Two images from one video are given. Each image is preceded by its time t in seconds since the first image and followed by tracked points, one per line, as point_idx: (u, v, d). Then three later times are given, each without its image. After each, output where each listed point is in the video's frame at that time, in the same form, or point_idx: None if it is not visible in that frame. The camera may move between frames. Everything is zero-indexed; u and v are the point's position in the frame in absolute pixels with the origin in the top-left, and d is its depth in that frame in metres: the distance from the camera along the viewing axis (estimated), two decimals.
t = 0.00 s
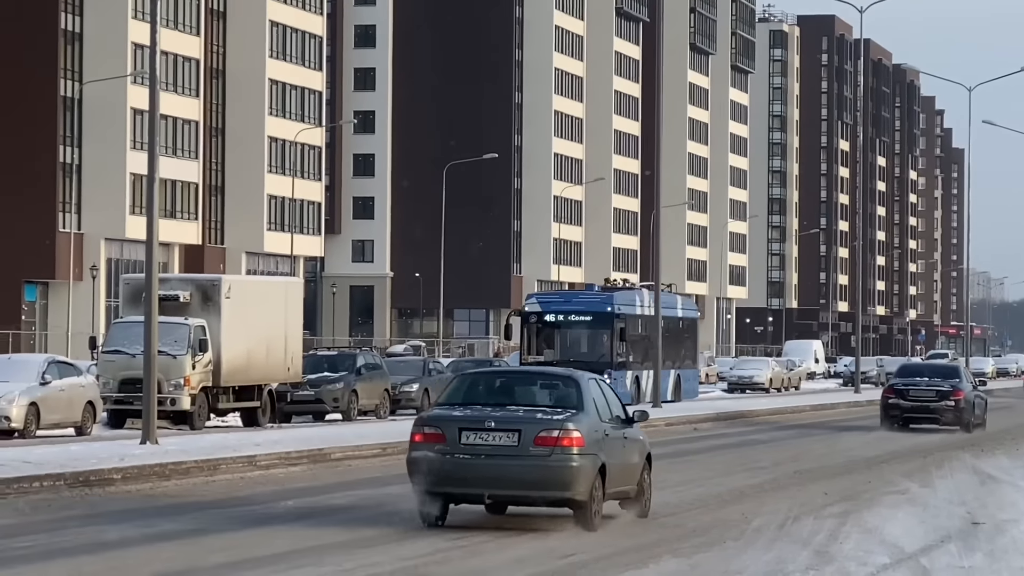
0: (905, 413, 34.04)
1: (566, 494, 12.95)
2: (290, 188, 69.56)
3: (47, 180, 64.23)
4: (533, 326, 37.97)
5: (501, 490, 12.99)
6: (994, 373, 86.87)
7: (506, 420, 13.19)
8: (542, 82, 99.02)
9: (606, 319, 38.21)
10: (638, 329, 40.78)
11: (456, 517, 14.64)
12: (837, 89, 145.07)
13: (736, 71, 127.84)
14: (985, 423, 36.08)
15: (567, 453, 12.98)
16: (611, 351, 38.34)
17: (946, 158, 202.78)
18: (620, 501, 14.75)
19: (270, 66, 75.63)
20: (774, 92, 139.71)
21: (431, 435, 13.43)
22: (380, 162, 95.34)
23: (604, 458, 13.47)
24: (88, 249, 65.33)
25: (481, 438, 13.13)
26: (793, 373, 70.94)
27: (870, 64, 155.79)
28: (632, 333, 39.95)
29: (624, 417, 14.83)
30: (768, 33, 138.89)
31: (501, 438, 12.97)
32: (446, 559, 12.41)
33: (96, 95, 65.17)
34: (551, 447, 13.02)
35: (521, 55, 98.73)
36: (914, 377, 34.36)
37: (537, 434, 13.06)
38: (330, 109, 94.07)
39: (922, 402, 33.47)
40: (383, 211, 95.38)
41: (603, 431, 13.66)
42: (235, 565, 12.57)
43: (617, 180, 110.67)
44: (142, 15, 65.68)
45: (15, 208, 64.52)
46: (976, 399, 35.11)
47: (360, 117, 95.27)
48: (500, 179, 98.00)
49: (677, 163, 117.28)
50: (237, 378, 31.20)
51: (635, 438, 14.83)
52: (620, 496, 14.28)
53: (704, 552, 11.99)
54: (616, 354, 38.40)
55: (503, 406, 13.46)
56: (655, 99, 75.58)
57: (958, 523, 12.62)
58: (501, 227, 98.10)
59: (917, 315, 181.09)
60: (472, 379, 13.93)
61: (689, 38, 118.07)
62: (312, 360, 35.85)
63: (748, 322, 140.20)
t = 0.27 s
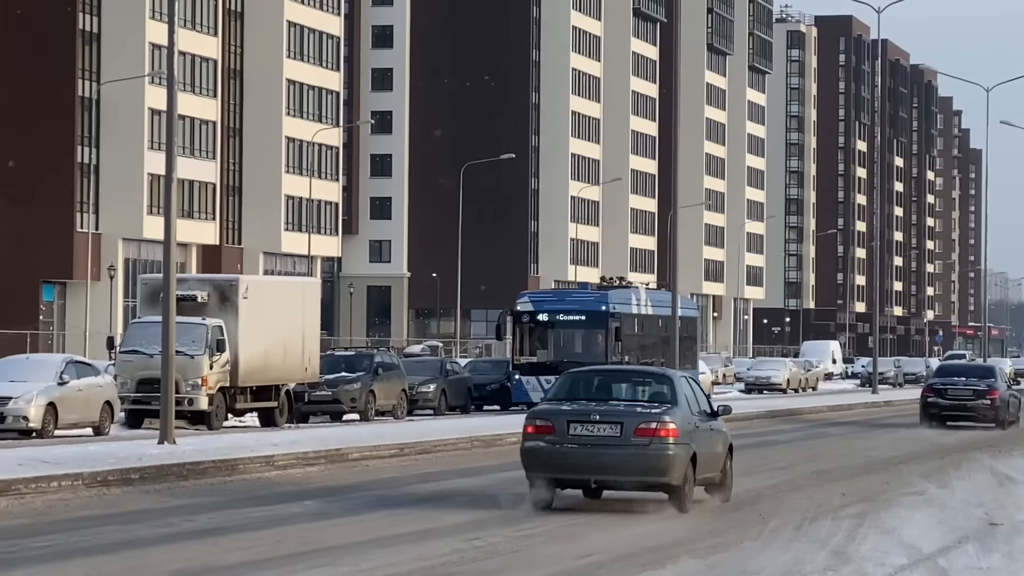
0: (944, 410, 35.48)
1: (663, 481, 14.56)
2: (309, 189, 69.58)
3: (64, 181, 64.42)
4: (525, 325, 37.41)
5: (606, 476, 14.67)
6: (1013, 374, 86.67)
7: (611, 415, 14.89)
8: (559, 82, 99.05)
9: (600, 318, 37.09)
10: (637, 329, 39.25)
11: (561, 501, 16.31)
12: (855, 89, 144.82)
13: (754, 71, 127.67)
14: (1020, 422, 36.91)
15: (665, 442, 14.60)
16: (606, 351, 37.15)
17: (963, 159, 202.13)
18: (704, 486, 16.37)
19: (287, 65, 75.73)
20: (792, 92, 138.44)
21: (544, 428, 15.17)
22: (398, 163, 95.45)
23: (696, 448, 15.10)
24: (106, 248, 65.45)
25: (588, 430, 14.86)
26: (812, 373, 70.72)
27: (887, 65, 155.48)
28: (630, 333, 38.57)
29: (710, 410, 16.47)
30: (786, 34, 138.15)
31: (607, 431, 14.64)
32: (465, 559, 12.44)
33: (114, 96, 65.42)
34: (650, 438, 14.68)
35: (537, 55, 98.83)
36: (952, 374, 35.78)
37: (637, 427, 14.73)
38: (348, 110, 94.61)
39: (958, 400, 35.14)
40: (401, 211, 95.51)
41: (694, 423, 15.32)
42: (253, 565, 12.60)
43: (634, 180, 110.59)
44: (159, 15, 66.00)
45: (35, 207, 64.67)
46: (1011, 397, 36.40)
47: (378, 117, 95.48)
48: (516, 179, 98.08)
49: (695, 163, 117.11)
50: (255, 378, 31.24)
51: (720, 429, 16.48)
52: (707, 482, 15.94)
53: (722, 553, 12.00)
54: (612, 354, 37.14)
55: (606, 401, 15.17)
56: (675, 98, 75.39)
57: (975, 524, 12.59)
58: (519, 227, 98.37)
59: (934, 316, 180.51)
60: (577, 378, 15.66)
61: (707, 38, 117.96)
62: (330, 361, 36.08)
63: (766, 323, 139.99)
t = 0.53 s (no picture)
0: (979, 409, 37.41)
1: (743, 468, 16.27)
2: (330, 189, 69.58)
3: (87, 183, 64.72)
4: (518, 325, 37.58)
5: (694, 464, 16.42)
6: None
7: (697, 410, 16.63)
8: (577, 86, 99.13)
9: (594, 318, 37.53)
10: (632, 328, 39.64)
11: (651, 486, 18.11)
12: (872, 93, 144.83)
13: (771, 74, 127.73)
14: None
15: (747, 436, 16.32)
16: (600, 352, 37.67)
17: (980, 161, 201.75)
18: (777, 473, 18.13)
19: (307, 68, 75.97)
20: (809, 95, 139.82)
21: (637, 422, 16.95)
22: (417, 164, 95.83)
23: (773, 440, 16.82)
24: (128, 250, 65.41)
25: (677, 424, 16.61)
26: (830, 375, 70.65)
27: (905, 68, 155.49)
28: (626, 331, 39.09)
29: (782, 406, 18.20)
30: (803, 37, 139.64)
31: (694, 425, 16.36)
32: (484, 559, 12.55)
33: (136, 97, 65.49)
34: (733, 431, 16.40)
35: (556, 58, 98.88)
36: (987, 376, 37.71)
37: (722, 420, 16.47)
38: (368, 112, 94.57)
39: (996, 399, 36.99)
40: (419, 212, 95.61)
41: (772, 417, 17.05)
42: (272, 565, 12.71)
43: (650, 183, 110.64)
44: (180, 18, 66.24)
45: (60, 206, 65.10)
46: None
47: (397, 120, 95.68)
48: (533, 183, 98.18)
49: (712, 165, 117.16)
50: (275, 379, 31.44)
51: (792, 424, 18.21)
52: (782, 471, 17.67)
53: (740, 553, 12.08)
54: (606, 354, 37.71)
55: (692, 398, 16.92)
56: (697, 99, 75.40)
57: (992, 524, 12.63)
58: (538, 229, 98.60)
59: (951, 318, 180.25)
60: (665, 377, 17.45)
61: (724, 40, 117.98)
62: (350, 361, 36.11)
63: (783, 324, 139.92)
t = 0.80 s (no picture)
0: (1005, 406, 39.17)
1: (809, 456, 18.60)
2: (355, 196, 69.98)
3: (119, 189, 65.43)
4: (511, 326, 37.39)
5: (765, 452, 18.78)
6: None
7: (767, 404, 19.00)
8: (597, 93, 99.79)
9: (587, 318, 37.29)
10: (626, 329, 39.41)
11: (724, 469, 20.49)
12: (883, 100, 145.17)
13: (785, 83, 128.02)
14: None
15: (811, 427, 18.75)
16: (593, 353, 37.38)
17: (988, 167, 201.82)
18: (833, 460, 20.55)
19: (333, 77, 76.62)
20: (821, 103, 139.12)
21: (714, 415, 19.28)
22: (440, 171, 96.40)
23: (834, 432, 19.17)
24: (158, 254, 66.67)
25: (750, 416, 18.97)
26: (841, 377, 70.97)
27: (915, 77, 155.84)
28: (620, 333, 38.86)
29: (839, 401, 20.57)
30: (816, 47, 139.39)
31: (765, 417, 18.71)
32: (505, 555, 12.90)
33: (167, 105, 66.47)
34: (800, 423, 18.82)
35: (574, 67, 99.41)
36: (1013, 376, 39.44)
37: (790, 413, 18.83)
38: (393, 120, 94.93)
39: (1020, 397, 38.73)
40: (442, 217, 96.42)
41: (832, 411, 19.41)
42: (298, 560, 13.08)
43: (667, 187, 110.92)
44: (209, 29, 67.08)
45: (92, 213, 65.81)
46: None
47: (421, 127, 96.26)
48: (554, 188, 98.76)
49: (727, 170, 117.42)
50: (301, 379, 31.86)
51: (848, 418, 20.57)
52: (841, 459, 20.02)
53: (753, 549, 12.43)
54: (599, 356, 37.44)
55: (761, 394, 19.27)
56: (706, 105, 75.92)
57: (1001, 521, 12.90)
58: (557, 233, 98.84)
59: (960, 320, 180.52)
60: (736, 374, 19.80)
61: (738, 49, 118.03)
62: (375, 361, 36.62)
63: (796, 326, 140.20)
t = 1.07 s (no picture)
0: None
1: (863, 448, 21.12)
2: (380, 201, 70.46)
3: (151, 194, 66.36)
4: (503, 327, 36.82)
5: (824, 444, 21.35)
6: None
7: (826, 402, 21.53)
8: (615, 101, 99.77)
9: (580, 320, 36.79)
10: (618, 331, 38.97)
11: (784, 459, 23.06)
12: (894, 108, 145.89)
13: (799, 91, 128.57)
14: None
15: (865, 422, 21.30)
16: (586, 355, 36.86)
17: (999, 174, 202.19)
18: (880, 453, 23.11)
19: (358, 86, 77.02)
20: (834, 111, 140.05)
21: (778, 411, 21.83)
22: (462, 177, 96.56)
23: (885, 426, 21.69)
24: (188, 258, 67.63)
25: (810, 412, 21.55)
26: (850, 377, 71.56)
27: (925, 85, 156.49)
28: (612, 335, 38.41)
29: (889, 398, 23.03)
30: (829, 55, 139.98)
31: (824, 414, 21.28)
32: (525, 551, 13.26)
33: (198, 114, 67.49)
34: (856, 418, 21.36)
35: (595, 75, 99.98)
36: None
37: (847, 409, 21.39)
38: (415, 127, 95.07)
39: None
40: (464, 222, 96.79)
41: (883, 407, 21.93)
42: (324, 557, 13.45)
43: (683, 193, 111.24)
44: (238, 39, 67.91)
45: (126, 220, 66.67)
46: None
47: (444, 135, 96.49)
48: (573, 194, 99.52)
49: (742, 176, 117.42)
50: (327, 379, 32.29)
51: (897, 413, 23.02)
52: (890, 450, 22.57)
53: (769, 546, 12.74)
54: (591, 359, 36.92)
55: (820, 392, 21.82)
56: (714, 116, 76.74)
57: (1010, 518, 13.19)
58: (576, 239, 99.66)
59: (969, 323, 181.00)
60: (797, 374, 22.35)
61: (753, 58, 118.38)
62: (399, 362, 36.99)
63: (809, 329, 140.73)
